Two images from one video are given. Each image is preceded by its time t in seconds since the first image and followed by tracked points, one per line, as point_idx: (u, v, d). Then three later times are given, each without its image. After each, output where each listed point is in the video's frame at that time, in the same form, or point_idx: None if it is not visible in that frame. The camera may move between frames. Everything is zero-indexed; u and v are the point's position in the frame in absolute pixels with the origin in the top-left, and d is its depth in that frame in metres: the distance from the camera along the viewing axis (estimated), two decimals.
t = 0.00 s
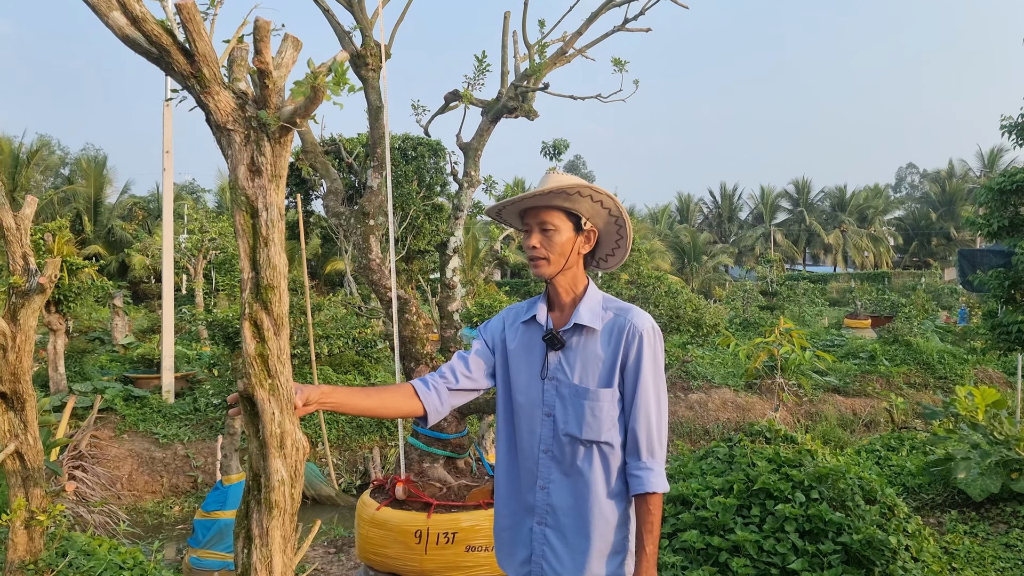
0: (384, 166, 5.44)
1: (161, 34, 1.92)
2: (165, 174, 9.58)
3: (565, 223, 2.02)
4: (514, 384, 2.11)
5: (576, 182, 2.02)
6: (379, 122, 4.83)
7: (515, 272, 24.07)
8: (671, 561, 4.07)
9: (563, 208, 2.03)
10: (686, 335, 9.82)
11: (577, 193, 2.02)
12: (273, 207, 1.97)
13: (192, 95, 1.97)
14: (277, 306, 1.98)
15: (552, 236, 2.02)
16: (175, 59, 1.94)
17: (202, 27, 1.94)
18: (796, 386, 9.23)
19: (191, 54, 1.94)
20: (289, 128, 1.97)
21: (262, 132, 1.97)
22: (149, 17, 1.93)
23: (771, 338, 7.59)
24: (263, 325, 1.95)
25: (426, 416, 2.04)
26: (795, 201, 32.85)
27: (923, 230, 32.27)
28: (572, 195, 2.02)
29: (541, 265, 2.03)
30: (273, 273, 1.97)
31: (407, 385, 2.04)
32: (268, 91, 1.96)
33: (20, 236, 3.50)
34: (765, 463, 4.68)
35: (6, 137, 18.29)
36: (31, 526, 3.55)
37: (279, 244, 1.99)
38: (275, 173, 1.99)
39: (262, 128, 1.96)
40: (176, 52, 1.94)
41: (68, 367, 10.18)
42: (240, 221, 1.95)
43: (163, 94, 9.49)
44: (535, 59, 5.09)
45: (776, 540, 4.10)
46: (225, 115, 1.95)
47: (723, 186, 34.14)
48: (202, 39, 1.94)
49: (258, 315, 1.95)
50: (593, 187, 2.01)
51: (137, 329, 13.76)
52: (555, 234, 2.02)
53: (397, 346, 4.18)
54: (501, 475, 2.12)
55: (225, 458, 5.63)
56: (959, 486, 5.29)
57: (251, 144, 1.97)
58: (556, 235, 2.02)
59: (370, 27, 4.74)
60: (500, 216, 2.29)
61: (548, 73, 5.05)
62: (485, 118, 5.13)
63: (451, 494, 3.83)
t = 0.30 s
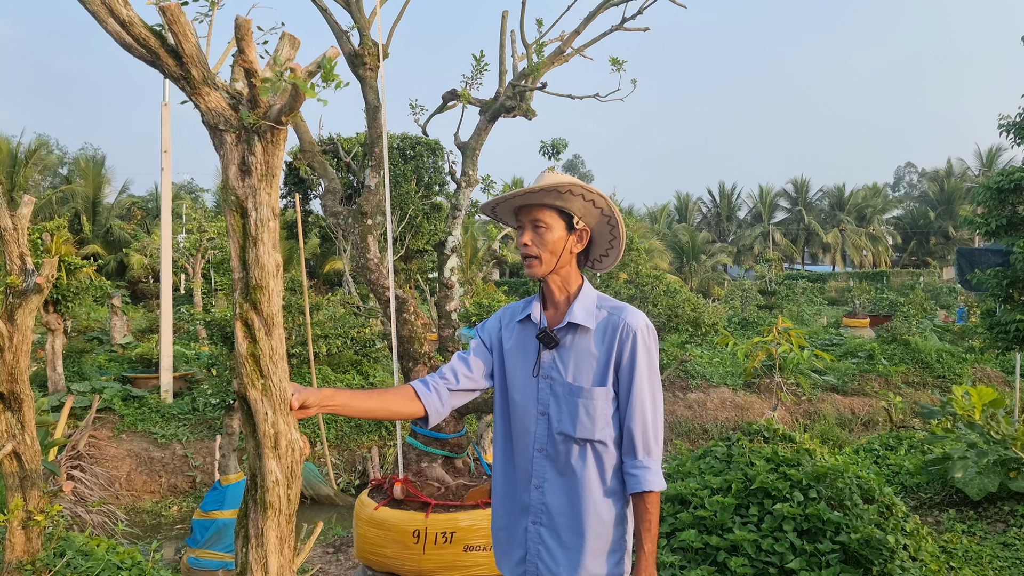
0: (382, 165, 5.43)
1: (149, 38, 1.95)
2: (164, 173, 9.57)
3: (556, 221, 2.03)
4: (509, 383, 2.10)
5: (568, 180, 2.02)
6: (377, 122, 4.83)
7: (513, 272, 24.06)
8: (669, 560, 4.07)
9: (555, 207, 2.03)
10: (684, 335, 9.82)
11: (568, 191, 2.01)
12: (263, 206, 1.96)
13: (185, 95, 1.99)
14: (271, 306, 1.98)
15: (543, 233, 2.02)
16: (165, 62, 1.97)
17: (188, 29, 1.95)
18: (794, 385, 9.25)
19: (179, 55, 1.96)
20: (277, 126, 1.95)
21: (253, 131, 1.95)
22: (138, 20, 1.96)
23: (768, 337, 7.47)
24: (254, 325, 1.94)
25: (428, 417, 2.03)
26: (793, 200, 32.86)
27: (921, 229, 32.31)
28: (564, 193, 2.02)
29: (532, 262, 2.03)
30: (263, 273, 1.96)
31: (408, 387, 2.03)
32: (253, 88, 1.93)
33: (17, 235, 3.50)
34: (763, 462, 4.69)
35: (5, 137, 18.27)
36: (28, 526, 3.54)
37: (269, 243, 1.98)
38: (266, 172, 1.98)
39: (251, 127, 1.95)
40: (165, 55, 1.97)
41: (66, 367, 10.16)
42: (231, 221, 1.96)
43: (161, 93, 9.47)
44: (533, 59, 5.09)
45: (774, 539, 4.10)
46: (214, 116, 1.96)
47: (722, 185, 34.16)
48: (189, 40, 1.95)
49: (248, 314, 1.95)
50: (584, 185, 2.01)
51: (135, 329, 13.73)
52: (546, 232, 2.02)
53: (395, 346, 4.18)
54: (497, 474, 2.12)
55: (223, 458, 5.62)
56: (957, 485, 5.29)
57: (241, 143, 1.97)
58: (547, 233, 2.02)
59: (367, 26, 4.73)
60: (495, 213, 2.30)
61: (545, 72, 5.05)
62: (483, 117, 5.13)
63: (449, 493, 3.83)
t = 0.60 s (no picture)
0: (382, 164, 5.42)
1: (145, 43, 1.97)
2: (164, 173, 9.57)
3: (566, 214, 2.04)
4: (508, 381, 2.10)
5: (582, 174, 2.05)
6: (376, 121, 4.82)
7: (513, 271, 24.08)
8: (669, 560, 4.06)
9: (567, 200, 2.05)
10: (685, 335, 9.83)
11: (582, 184, 2.03)
12: (258, 205, 1.95)
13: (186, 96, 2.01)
14: (269, 305, 1.98)
15: (551, 223, 2.03)
16: (162, 64, 1.99)
17: (182, 31, 1.96)
18: (794, 385, 9.26)
19: (175, 58, 1.96)
20: (271, 125, 1.93)
21: (249, 130, 1.94)
22: (135, 25, 1.98)
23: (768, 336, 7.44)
24: (249, 324, 1.94)
25: (431, 417, 2.03)
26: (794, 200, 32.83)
27: (922, 229, 32.34)
28: (576, 186, 2.04)
29: (535, 250, 2.03)
30: (257, 272, 1.95)
31: (411, 388, 2.02)
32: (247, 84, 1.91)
33: (17, 235, 3.49)
34: (763, 462, 4.68)
35: (5, 137, 18.26)
36: (28, 526, 3.54)
37: (265, 243, 1.97)
38: (261, 170, 1.96)
39: (247, 125, 1.93)
40: (162, 57, 1.98)
41: (66, 367, 10.16)
42: (226, 221, 1.97)
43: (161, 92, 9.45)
44: (532, 58, 5.09)
45: (774, 539, 4.10)
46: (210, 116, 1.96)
47: (722, 185, 34.14)
48: (184, 41, 1.96)
49: (242, 313, 1.94)
50: (597, 181, 2.03)
51: (135, 328, 13.71)
52: (553, 222, 2.03)
53: (395, 345, 4.18)
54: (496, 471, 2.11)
55: (223, 457, 5.61)
56: (957, 485, 5.29)
57: (238, 142, 1.96)
58: (555, 224, 2.03)
59: (367, 26, 4.73)
60: (509, 200, 2.32)
61: (545, 72, 5.05)
62: (483, 117, 5.13)
63: (449, 493, 3.83)
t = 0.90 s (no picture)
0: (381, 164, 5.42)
1: (143, 48, 1.93)
2: (163, 173, 9.57)
3: (568, 214, 2.05)
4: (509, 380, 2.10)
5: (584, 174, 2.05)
6: (376, 121, 4.82)
7: (513, 271, 24.09)
8: (669, 560, 4.06)
9: (569, 201, 2.05)
10: (684, 335, 9.84)
11: (584, 184, 2.04)
12: (251, 205, 1.95)
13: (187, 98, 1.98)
14: (266, 306, 1.98)
15: (553, 223, 2.04)
16: (160, 68, 1.97)
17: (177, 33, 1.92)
18: (794, 385, 9.27)
19: (172, 62, 1.94)
20: (264, 125, 1.93)
21: (242, 131, 1.94)
22: (133, 29, 1.94)
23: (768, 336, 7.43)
24: (244, 324, 1.95)
25: (433, 416, 2.02)
26: (793, 200, 32.81)
27: (922, 229, 32.35)
28: (578, 187, 2.04)
29: (537, 248, 2.04)
30: (249, 271, 1.95)
31: (413, 386, 2.02)
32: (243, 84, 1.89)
33: (17, 236, 3.49)
34: (763, 462, 4.68)
35: (5, 137, 18.25)
36: (27, 526, 3.53)
37: (259, 242, 1.98)
38: (255, 169, 1.96)
39: (241, 125, 1.93)
40: (159, 61, 1.95)
41: (66, 367, 10.16)
42: (222, 221, 1.98)
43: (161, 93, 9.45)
44: (532, 58, 5.09)
45: (774, 539, 4.10)
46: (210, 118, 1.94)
47: (722, 185, 34.14)
48: (182, 44, 1.93)
49: (236, 312, 1.96)
50: (600, 181, 2.03)
51: (135, 329, 13.71)
52: (556, 222, 2.04)
53: (395, 346, 4.17)
54: (497, 469, 2.11)
55: (223, 458, 5.61)
56: (956, 485, 5.29)
57: (234, 143, 1.96)
58: (557, 224, 2.04)
59: (366, 26, 4.73)
60: (515, 198, 2.33)
61: (545, 72, 5.05)
62: (482, 117, 5.13)
63: (449, 493, 3.83)
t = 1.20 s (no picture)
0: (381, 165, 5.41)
1: (147, 55, 1.92)
2: (163, 173, 9.57)
3: (566, 217, 2.05)
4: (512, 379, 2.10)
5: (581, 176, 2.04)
6: (376, 121, 4.82)
7: (513, 271, 24.09)
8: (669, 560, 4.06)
9: (567, 203, 2.05)
10: (685, 335, 9.84)
11: (581, 188, 2.03)
12: (244, 206, 1.94)
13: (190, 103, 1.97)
14: (263, 308, 1.98)
15: (552, 227, 2.04)
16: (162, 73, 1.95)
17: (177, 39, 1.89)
18: (794, 385, 9.29)
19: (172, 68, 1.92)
20: (259, 126, 1.92)
21: (238, 133, 1.94)
22: (135, 35, 1.91)
23: (768, 336, 7.42)
24: (241, 325, 1.96)
25: (423, 408, 2.04)
26: (793, 200, 32.80)
27: (922, 229, 32.36)
28: (575, 190, 2.03)
29: (538, 253, 2.04)
30: (244, 273, 1.95)
31: (403, 378, 2.04)
32: (241, 81, 1.87)
33: (17, 236, 3.50)
34: (763, 462, 4.68)
35: (5, 137, 18.25)
36: (27, 526, 3.53)
37: (255, 244, 1.97)
38: (251, 171, 1.95)
39: (236, 128, 1.93)
40: (162, 68, 1.94)
41: (66, 367, 10.16)
42: (221, 223, 1.99)
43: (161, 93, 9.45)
44: (532, 58, 5.09)
45: (774, 539, 4.10)
46: (211, 120, 1.92)
47: (722, 185, 34.15)
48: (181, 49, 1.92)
49: (233, 314, 1.97)
50: (597, 183, 2.02)
51: (135, 329, 13.71)
52: (554, 225, 2.04)
53: (395, 346, 4.16)
54: (502, 466, 2.10)
55: (223, 458, 5.60)
56: (957, 485, 5.28)
57: (231, 145, 1.96)
58: (555, 227, 2.04)
59: (366, 26, 4.73)
60: (512, 201, 2.33)
61: (545, 72, 5.05)
62: (482, 118, 5.13)
63: (449, 493, 3.83)
